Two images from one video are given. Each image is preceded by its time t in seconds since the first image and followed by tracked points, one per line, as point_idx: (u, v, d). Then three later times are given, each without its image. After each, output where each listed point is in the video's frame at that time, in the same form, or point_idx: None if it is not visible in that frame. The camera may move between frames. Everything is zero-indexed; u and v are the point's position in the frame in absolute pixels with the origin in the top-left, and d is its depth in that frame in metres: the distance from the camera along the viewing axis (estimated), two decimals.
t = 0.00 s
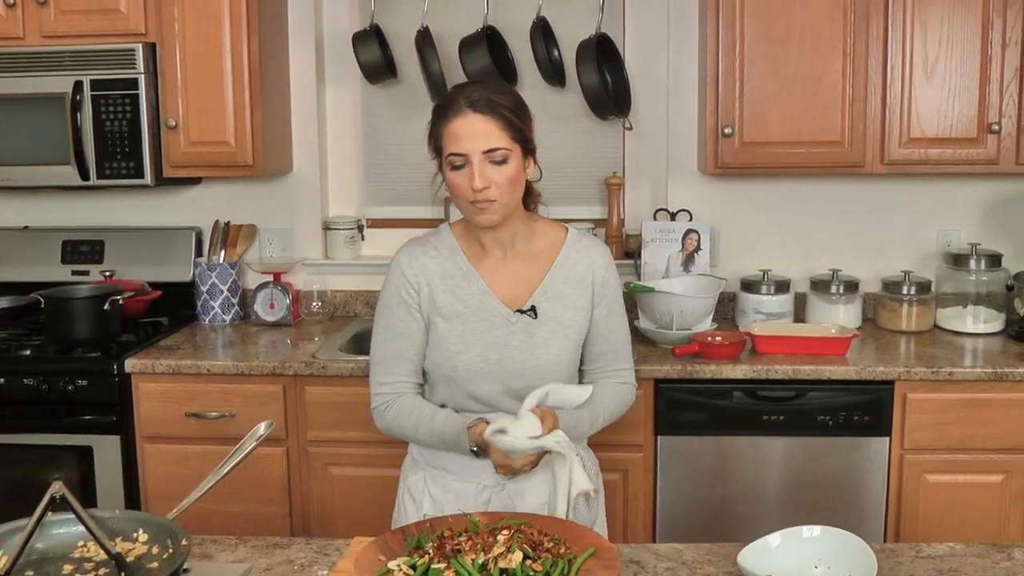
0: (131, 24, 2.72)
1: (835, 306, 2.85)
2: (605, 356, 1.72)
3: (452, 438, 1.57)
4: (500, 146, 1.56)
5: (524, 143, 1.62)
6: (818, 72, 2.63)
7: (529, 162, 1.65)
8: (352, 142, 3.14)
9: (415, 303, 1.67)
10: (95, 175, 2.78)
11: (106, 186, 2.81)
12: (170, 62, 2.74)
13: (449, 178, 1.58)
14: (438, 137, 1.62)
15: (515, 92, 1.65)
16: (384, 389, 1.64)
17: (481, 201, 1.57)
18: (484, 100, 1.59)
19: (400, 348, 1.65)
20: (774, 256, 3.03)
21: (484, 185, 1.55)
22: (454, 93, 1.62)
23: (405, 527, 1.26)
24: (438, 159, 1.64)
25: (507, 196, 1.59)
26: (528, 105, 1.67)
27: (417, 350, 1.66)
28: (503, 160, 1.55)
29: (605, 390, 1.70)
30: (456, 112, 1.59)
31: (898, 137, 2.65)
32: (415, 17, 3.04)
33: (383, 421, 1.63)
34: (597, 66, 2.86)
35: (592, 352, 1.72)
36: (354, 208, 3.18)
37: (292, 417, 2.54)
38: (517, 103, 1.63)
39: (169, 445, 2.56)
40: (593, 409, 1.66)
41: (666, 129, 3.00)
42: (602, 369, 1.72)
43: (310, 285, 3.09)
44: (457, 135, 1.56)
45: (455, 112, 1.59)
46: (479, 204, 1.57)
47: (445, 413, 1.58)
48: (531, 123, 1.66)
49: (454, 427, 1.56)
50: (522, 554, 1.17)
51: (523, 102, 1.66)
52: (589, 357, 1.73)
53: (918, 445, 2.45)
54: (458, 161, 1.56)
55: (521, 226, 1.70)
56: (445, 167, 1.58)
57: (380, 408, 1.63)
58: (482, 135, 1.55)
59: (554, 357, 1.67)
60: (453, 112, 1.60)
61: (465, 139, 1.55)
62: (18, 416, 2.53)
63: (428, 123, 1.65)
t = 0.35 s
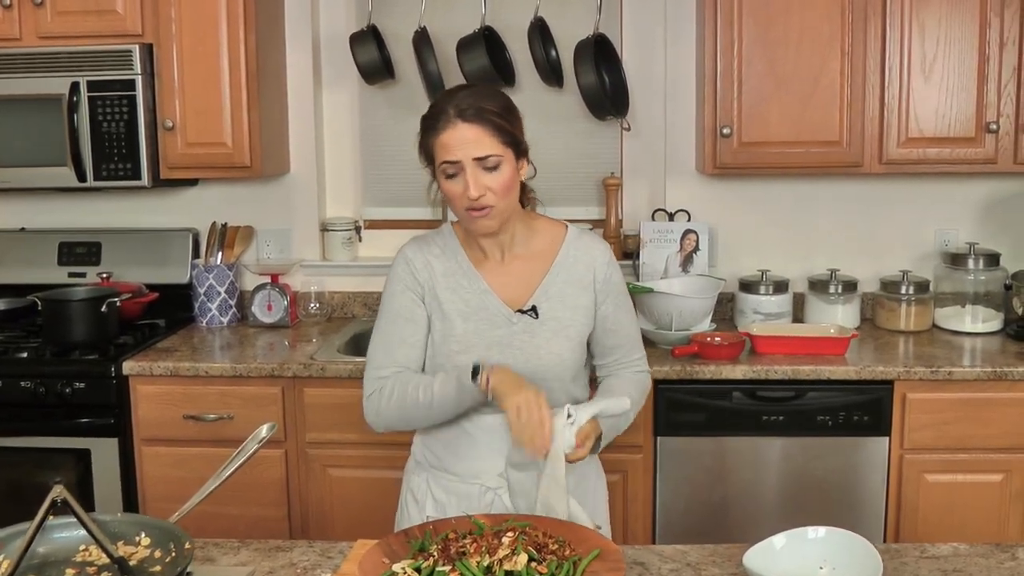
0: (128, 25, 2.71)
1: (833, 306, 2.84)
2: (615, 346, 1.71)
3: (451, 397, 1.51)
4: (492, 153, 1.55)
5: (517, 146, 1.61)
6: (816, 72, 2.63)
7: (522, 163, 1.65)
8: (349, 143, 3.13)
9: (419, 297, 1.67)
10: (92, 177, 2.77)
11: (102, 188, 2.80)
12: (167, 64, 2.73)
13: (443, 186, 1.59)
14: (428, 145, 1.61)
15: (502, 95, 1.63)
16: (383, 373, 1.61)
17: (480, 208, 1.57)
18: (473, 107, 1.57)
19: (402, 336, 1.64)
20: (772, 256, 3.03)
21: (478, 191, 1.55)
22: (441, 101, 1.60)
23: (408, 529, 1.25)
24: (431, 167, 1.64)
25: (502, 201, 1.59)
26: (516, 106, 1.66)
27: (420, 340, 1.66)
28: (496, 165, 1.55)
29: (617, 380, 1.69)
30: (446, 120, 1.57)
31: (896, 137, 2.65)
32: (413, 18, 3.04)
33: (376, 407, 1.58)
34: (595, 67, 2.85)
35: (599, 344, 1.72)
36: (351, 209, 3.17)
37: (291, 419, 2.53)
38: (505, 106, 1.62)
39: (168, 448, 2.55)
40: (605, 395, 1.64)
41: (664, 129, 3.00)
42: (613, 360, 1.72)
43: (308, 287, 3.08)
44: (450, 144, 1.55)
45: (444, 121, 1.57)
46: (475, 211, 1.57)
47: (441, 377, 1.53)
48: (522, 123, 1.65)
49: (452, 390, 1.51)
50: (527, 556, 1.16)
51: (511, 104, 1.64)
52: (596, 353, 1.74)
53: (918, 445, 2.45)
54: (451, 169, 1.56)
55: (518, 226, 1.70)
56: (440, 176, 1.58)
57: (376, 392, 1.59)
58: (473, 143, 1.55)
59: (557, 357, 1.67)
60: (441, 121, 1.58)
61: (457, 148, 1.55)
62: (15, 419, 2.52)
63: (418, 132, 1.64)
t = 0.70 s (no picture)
0: (126, 26, 2.70)
1: (832, 307, 2.85)
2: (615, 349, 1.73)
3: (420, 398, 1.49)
4: (500, 164, 1.55)
5: (524, 159, 1.61)
6: (815, 73, 2.63)
7: (529, 175, 1.64)
8: (348, 144, 3.13)
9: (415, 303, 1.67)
10: (90, 178, 2.76)
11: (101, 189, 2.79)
12: (166, 64, 2.73)
13: (446, 192, 1.58)
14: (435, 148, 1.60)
15: (517, 105, 1.62)
16: (375, 381, 1.61)
17: (480, 219, 1.56)
18: (486, 116, 1.57)
19: (397, 342, 1.64)
20: (770, 257, 3.03)
21: (480, 200, 1.55)
22: (454, 105, 1.60)
23: (412, 530, 1.25)
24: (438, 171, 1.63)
25: (505, 214, 1.58)
26: (530, 116, 1.65)
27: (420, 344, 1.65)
28: (502, 177, 1.55)
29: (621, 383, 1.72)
30: (457, 125, 1.57)
31: (894, 138, 2.65)
32: (412, 19, 3.04)
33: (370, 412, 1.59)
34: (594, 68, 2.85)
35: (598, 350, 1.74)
36: (350, 210, 3.17)
37: (289, 420, 2.52)
38: (518, 117, 1.61)
39: (166, 449, 2.54)
40: (614, 399, 1.67)
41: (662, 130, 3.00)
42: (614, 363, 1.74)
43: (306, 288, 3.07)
44: (458, 151, 1.55)
45: (455, 126, 1.57)
46: (475, 221, 1.56)
47: (410, 382, 1.52)
48: (534, 137, 1.65)
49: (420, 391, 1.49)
50: (532, 557, 1.16)
51: (525, 115, 1.63)
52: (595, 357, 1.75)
53: (917, 445, 2.45)
54: (457, 174, 1.56)
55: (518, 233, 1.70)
56: (445, 180, 1.58)
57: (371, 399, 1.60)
58: (482, 152, 1.54)
59: (560, 363, 1.66)
60: (452, 125, 1.58)
61: (466, 154, 1.54)
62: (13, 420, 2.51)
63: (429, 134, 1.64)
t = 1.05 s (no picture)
0: (124, 27, 2.70)
1: (829, 308, 2.85)
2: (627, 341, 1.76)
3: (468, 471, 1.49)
4: (532, 159, 1.54)
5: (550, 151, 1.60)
6: (813, 75, 2.64)
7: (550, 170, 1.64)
8: (345, 145, 3.13)
9: (429, 315, 1.64)
10: (88, 179, 2.75)
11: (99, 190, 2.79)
12: (164, 66, 2.73)
13: (473, 187, 1.56)
14: (461, 143, 1.58)
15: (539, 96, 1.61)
16: (397, 409, 1.59)
17: (511, 214, 1.55)
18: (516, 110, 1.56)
19: (414, 361, 1.62)
20: (768, 258, 3.04)
21: (513, 197, 1.53)
22: (480, 99, 1.58)
23: (415, 532, 1.25)
24: (457, 166, 1.61)
25: (534, 210, 1.57)
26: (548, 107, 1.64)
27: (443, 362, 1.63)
28: (535, 171, 1.54)
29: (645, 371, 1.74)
30: (486, 119, 1.55)
31: (892, 139, 2.66)
32: (410, 20, 3.04)
33: (397, 442, 1.58)
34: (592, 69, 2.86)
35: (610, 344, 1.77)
36: (347, 211, 3.17)
37: (288, 421, 2.52)
38: (541, 108, 1.61)
39: (165, 450, 2.54)
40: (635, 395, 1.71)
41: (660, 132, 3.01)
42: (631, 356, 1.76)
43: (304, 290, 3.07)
44: (489, 146, 1.53)
45: (484, 120, 1.55)
46: (508, 216, 1.56)
47: (466, 445, 1.50)
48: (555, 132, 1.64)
49: (476, 459, 1.48)
50: (536, 558, 1.16)
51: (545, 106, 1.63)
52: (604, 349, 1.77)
53: (915, 446, 2.46)
54: (487, 170, 1.54)
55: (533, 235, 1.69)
56: (472, 175, 1.56)
57: (397, 429, 1.58)
58: (515, 148, 1.53)
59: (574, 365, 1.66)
60: (479, 119, 1.56)
61: (497, 149, 1.53)
62: (11, 421, 2.50)
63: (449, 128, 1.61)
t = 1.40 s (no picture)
0: (120, 29, 2.69)
1: (825, 309, 2.86)
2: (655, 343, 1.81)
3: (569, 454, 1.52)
4: (589, 166, 1.51)
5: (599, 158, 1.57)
6: (809, 76, 2.65)
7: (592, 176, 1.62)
8: (341, 147, 3.13)
9: (471, 321, 1.56)
10: (84, 181, 2.75)
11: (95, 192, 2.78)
12: (160, 67, 2.72)
13: (529, 194, 1.52)
14: (512, 147, 1.53)
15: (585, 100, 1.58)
16: (452, 422, 1.53)
17: (570, 224, 1.52)
18: (569, 114, 1.52)
19: (462, 371, 1.53)
20: (764, 259, 3.04)
21: (573, 205, 1.50)
22: (530, 101, 1.54)
23: (418, 532, 1.25)
24: (503, 172, 1.57)
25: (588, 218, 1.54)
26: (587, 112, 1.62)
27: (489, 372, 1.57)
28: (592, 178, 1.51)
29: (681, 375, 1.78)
30: (541, 124, 1.51)
31: (888, 140, 2.67)
32: (406, 22, 3.04)
33: (457, 458, 1.53)
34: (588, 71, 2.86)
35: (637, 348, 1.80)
36: (343, 213, 3.16)
37: (285, 423, 2.52)
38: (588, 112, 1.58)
39: (162, 452, 2.53)
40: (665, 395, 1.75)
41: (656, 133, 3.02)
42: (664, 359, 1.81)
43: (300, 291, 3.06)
44: (547, 152, 1.49)
45: (539, 124, 1.51)
46: (567, 225, 1.52)
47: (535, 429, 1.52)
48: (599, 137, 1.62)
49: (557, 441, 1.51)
50: (539, 558, 1.16)
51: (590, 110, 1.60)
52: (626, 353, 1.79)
53: (911, 446, 2.47)
54: (545, 178, 1.50)
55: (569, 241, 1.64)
56: (526, 182, 1.51)
57: (456, 442, 1.52)
58: (573, 155, 1.50)
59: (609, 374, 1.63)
60: (532, 123, 1.51)
61: (555, 156, 1.49)
62: (7, 424, 2.49)
63: (495, 133, 1.56)
